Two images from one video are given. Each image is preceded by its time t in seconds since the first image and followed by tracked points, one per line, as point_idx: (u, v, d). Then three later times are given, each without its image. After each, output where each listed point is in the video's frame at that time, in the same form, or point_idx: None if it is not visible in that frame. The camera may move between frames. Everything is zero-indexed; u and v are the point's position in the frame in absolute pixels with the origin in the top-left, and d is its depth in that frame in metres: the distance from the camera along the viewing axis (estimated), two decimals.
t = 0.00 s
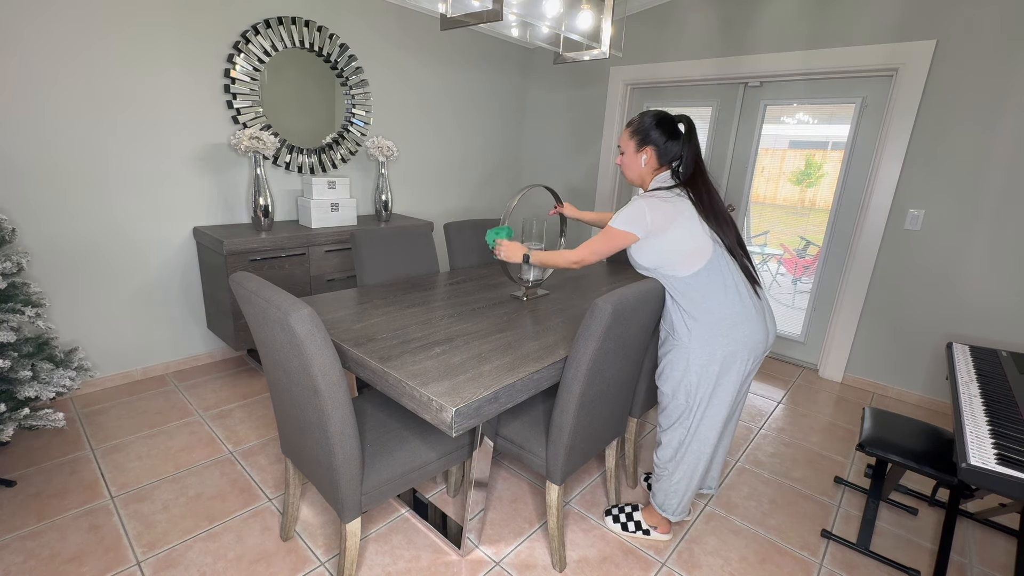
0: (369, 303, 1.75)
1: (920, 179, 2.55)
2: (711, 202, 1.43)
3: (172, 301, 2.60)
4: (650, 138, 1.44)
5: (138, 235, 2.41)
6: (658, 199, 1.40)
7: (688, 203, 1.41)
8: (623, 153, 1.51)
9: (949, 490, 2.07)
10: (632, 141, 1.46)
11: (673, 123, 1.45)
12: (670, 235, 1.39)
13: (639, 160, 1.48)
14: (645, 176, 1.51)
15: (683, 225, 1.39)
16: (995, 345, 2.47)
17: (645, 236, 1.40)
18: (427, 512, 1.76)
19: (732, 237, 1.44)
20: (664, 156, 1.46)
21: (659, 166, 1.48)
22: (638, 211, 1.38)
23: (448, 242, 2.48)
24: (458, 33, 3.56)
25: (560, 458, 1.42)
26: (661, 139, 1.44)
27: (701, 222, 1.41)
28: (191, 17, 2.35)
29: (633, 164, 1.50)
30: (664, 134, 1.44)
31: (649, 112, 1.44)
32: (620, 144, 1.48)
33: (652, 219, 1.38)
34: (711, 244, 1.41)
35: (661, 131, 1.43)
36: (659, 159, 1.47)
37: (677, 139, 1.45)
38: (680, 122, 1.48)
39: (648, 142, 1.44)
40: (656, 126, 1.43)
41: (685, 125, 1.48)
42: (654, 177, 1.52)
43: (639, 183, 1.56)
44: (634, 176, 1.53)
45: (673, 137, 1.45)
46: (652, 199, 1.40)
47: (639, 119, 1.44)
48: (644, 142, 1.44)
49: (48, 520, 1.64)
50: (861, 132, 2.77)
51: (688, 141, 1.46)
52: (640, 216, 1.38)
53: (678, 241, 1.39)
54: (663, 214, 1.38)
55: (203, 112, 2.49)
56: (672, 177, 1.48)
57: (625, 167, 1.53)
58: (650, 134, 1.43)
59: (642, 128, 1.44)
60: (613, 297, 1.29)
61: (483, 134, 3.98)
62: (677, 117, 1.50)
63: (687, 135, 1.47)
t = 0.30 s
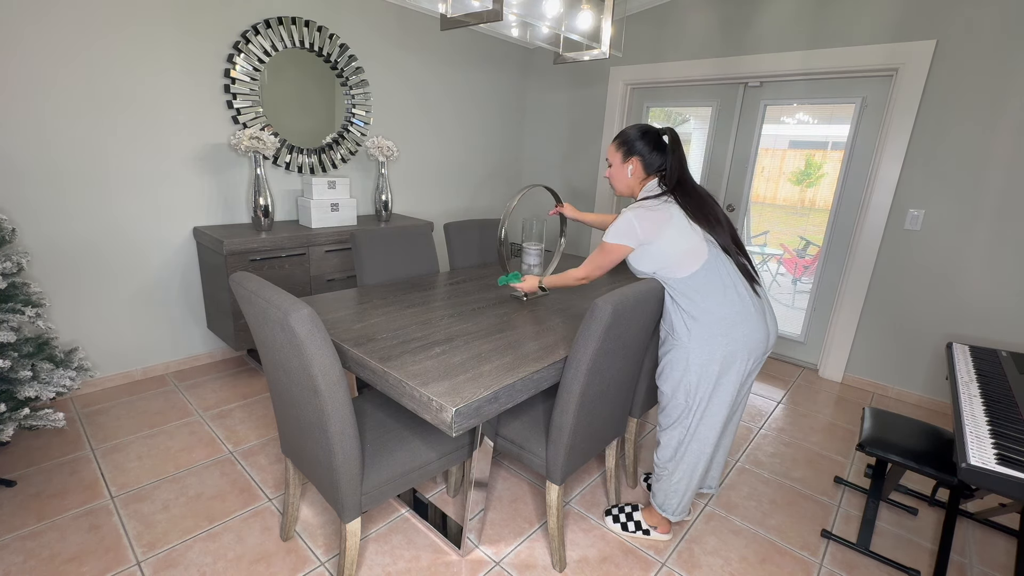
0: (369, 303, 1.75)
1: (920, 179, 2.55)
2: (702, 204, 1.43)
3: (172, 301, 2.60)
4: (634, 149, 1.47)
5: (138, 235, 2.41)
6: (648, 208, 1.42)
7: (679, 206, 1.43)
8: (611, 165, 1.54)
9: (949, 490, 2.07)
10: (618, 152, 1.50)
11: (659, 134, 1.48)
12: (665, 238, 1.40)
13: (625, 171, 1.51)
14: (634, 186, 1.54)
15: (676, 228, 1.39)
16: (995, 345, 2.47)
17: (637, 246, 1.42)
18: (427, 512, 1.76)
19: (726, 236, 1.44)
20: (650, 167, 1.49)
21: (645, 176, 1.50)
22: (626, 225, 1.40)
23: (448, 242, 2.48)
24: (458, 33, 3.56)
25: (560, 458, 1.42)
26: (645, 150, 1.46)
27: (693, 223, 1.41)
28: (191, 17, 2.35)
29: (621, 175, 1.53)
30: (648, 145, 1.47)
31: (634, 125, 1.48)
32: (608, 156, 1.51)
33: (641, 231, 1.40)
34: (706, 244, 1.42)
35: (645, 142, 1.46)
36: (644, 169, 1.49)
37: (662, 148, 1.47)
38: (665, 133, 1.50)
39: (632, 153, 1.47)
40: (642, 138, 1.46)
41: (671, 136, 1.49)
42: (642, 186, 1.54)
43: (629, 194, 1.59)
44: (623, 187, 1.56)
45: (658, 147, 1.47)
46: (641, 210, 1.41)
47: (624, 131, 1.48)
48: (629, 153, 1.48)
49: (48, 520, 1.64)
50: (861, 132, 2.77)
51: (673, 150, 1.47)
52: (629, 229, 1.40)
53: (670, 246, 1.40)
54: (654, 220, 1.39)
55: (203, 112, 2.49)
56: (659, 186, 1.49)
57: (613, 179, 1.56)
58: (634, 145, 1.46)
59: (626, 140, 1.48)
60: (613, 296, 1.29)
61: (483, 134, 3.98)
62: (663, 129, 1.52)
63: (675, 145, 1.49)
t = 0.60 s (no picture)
0: (369, 303, 1.75)
1: (920, 179, 2.55)
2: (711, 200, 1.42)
3: (172, 301, 2.60)
4: (650, 135, 1.46)
5: (138, 235, 2.41)
6: (659, 198, 1.40)
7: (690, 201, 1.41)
8: (627, 151, 1.54)
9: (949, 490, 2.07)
10: (634, 138, 1.50)
11: (677, 124, 1.47)
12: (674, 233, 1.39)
13: (639, 157, 1.50)
14: (646, 173, 1.53)
15: (685, 224, 1.39)
16: (995, 345, 2.47)
17: (646, 235, 1.40)
18: (427, 512, 1.76)
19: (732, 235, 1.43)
20: (665, 155, 1.47)
21: (658, 164, 1.49)
22: (636, 212, 1.39)
23: (448, 242, 2.48)
24: (458, 33, 3.56)
25: (560, 458, 1.42)
26: (660, 137, 1.46)
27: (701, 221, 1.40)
28: (191, 17, 2.35)
29: (634, 161, 1.52)
30: (664, 133, 1.45)
31: (653, 112, 1.47)
32: (624, 141, 1.52)
33: (652, 220, 1.38)
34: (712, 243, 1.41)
35: (662, 129, 1.45)
36: (658, 157, 1.48)
37: (678, 138, 1.46)
38: (684, 124, 1.49)
39: (648, 139, 1.47)
40: (659, 125, 1.45)
41: (690, 127, 1.48)
42: (654, 175, 1.53)
43: (642, 182, 1.58)
44: (636, 174, 1.56)
45: (675, 136, 1.46)
46: (653, 199, 1.40)
47: (643, 117, 1.48)
48: (645, 138, 1.47)
49: (48, 520, 1.64)
50: (861, 132, 2.77)
51: (690, 140, 1.46)
52: (639, 217, 1.39)
53: (678, 242, 1.39)
54: (665, 212, 1.38)
55: (203, 112, 2.49)
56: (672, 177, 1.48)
57: (628, 165, 1.56)
58: (651, 131, 1.46)
59: (644, 125, 1.47)
60: (613, 295, 1.29)
61: (483, 134, 3.98)
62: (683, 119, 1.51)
63: (693, 136, 1.47)
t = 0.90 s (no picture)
0: (369, 303, 1.75)
1: (920, 179, 2.55)
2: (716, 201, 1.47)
3: (172, 301, 2.60)
4: (648, 138, 1.46)
5: (138, 235, 2.41)
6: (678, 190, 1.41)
7: (704, 199, 1.43)
8: (625, 155, 1.54)
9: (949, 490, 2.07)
10: (632, 142, 1.50)
11: (673, 125, 1.48)
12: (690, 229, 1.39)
13: (638, 159, 1.50)
14: (647, 175, 1.53)
15: (702, 221, 1.39)
16: (995, 345, 2.48)
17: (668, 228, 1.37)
18: (427, 512, 1.76)
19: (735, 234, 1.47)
20: (664, 157, 1.48)
21: (659, 165, 1.50)
22: (664, 200, 1.37)
23: (448, 242, 2.48)
24: (458, 33, 3.56)
25: (560, 458, 1.42)
26: (659, 138, 1.46)
27: (714, 220, 1.41)
28: (191, 17, 2.36)
29: (634, 164, 1.52)
30: (662, 133, 1.46)
31: (649, 114, 1.48)
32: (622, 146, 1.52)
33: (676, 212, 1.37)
34: (722, 242, 1.42)
35: (660, 130, 1.46)
36: (658, 158, 1.49)
37: (676, 138, 1.48)
38: (679, 123, 1.50)
39: (647, 141, 1.46)
40: (656, 126, 1.46)
41: (684, 126, 1.51)
42: (655, 176, 1.53)
43: (642, 185, 1.57)
44: (636, 177, 1.55)
45: (672, 136, 1.47)
46: (676, 189, 1.40)
47: (639, 121, 1.48)
48: (643, 141, 1.47)
49: (48, 520, 1.64)
50: (861, 132, 2.77)
51: (687, 140, 1.48)
52: (666, 206, 1.37)
53: (691, 241, 1.39)
54: (686, 205, 1.38)
55: (203, 112, 2.49)
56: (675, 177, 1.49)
57: (627, 169, 1.55)
58: (649, 133, 1.46)
59: (641, 128, 1.47)
60: (612, 294, 1.30)
61: (483, 134, 3.98)
62: (677, 119, 1.53)
63: (688, 136, 1.50)
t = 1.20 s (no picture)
0: (369, 303, 1.75)
1: (920, 179, 2.55)
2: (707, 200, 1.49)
3: (172, 301, 2.60)
4: (629, 149, 1.49)
5: (137, 235, 2.41)
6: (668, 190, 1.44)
7: (694, 198, 1.45)
8: (609, 167, 1.57)
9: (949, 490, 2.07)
10: (614, 154, 1.53)
11: (653, 134, 1.50)
12: (685, 227, 1.41)
13: (620, 171, 1.53)
14: (631, 185, 1.56)
15: (695, 218, 1.41)
16: (995, 345, 2.47)
17: (663, 229, 1.40)
18: (426, 512, 1.76)
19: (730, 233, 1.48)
20: (646, 166, 1.50)
21: (642, 174, 1.52)
22: (656, 202, 1.41)
23: (448, 242, 2.48)
24: (458, 33, 3.56)
25: (560, 458, 1.42)
26: (639, 148, 1.48)
27: (706, 217, 1.44)
28: (191, 17, 2.35)
29: (617, 176, 1.55)
30: (642, 144, 1.49)
31: (629, 125, 1.50)
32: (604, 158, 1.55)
33: (669, 212, 1.40)
34: (717, 239, 1.43)
35: (639, 140, 1.48)
36: (640, 168, 1.51)
37: (656, 146, 1.50)
38: (659, 132, 1.52)
39: (627, 152, 1.50)
40: (636, 137, 1.48)
41: (665, 134, 1.52)
42: (641, 185, 1.55)
43: (630, 194, 1.60)
44: (622, 188, 1.58)
45: (653, 145, 1.49)
46: (665, 190, 1.43)
47: (619, 133, 1.51)
48: (624, 152, 1.50)
49: (48, 520, 1.64)
50: (861, 132, 2.77)
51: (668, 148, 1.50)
52: (659, 207, 1.40)
53: (686, 239, 1.41)
54: (678, 205, 1.41)
55: (203, 112, 2.49)
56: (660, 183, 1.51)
57: (612, 180, 1.58)
58: (628, 144, 1.49)
59: (621, 140, 1.50)
60: (613, 295, 1.29)
61: (483, 134, 3.98)
62: (658, 128, 1.55)
63: (669, 144, 1.51)
